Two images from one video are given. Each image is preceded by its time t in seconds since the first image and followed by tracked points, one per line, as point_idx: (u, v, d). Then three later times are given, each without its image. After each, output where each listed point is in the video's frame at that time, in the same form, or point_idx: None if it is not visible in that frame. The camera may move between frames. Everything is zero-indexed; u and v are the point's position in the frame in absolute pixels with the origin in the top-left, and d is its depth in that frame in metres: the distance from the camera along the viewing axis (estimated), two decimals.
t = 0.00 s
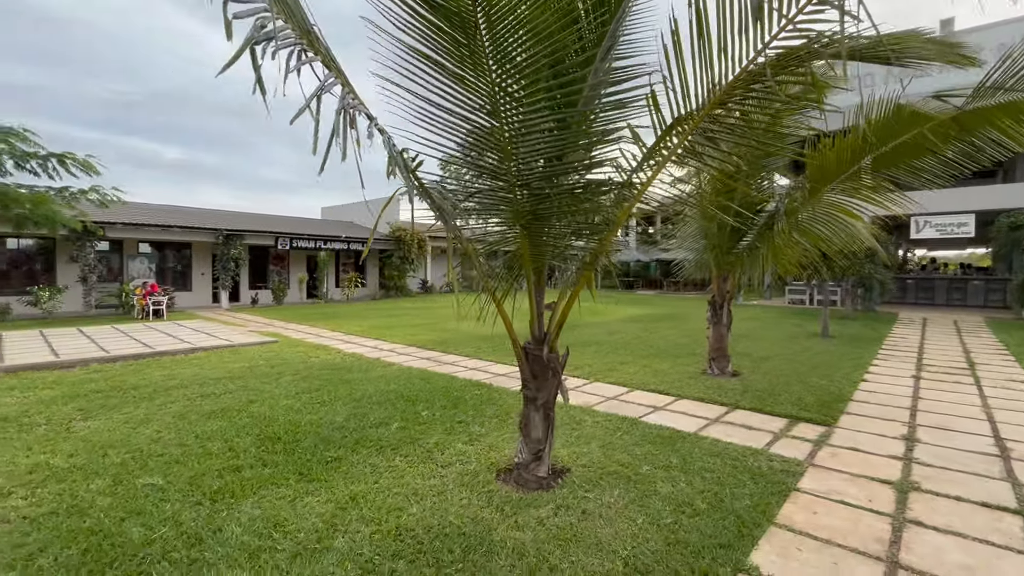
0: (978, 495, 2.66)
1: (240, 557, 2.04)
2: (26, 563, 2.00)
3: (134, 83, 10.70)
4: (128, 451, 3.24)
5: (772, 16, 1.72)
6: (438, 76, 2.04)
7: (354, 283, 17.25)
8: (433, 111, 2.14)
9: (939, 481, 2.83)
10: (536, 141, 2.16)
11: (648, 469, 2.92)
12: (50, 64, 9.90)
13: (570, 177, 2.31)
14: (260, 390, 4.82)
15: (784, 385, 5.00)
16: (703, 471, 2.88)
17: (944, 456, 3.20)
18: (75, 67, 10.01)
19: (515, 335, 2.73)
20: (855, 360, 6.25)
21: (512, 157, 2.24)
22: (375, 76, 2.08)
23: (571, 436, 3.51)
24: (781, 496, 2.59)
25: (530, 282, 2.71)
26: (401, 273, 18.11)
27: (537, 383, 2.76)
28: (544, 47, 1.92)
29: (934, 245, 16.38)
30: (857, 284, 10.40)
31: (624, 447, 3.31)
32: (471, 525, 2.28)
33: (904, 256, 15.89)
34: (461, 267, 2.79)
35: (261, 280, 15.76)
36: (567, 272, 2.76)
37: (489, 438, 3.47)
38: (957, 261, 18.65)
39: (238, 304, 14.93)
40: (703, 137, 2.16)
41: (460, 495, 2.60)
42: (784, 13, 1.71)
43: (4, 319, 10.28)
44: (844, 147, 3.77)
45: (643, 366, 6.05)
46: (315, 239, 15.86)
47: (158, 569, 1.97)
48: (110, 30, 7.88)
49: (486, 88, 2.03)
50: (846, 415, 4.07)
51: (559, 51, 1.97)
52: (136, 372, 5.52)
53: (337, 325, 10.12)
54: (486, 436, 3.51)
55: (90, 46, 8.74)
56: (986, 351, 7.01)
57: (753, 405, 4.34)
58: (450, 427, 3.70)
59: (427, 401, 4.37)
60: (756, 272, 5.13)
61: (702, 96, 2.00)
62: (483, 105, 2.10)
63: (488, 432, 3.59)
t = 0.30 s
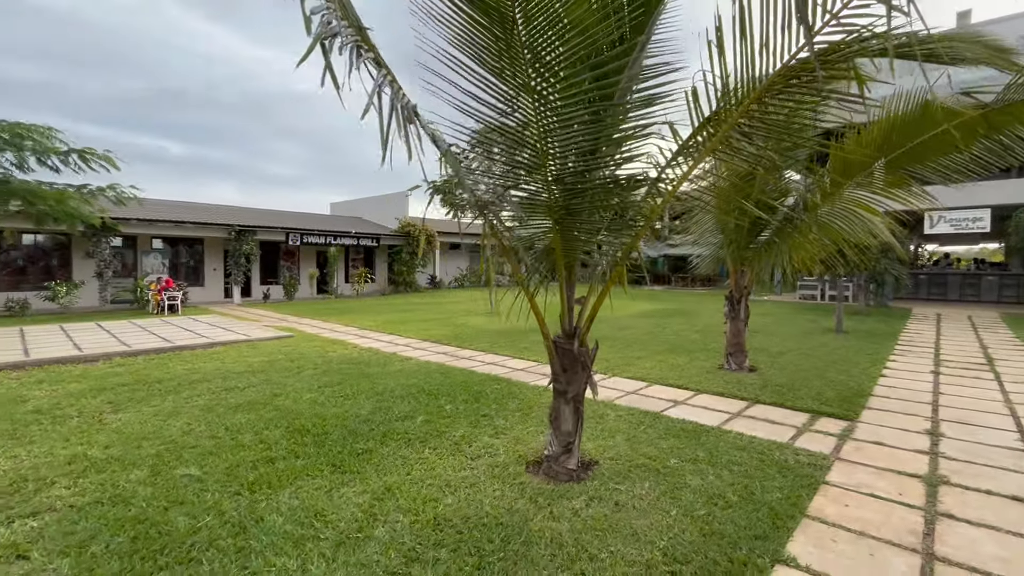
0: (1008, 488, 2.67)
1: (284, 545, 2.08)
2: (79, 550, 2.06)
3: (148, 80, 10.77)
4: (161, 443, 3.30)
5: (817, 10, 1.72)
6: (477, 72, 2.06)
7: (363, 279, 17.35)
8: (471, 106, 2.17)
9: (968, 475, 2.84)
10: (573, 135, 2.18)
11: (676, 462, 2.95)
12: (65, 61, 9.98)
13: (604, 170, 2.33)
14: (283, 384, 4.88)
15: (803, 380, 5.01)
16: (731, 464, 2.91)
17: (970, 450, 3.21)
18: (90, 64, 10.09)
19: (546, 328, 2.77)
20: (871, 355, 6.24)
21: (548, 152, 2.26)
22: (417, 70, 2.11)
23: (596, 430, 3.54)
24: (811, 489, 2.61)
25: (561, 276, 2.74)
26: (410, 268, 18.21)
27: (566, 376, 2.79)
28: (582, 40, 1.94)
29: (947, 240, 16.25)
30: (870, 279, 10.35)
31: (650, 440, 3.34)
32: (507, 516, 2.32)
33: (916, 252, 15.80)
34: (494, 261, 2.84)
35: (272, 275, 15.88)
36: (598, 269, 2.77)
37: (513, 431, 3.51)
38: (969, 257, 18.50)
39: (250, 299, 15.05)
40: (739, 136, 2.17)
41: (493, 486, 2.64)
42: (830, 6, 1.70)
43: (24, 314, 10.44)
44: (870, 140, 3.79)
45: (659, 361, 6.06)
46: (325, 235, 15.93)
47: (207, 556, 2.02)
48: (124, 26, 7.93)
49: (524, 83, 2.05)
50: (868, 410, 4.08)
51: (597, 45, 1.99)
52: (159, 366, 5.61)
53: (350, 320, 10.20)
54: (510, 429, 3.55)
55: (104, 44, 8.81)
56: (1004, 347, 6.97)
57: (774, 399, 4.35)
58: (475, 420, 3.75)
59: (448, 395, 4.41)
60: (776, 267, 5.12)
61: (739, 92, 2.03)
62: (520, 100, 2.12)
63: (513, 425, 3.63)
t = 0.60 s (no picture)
0: (1019, 481, 2.72)
1: (319, 536, 2.16)
2: (122, 541, 2.14)
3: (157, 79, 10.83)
4: (188, 438, 3.38)
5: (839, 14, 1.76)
6: (504, 77, 2.13)
7: (370, 276, 17.44)
8: (498, 110, 2.25)
9: (979, 468, 2.89)
10: (596, 138, 2.24)
11: (692, 456, 3.01)
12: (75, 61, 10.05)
13: (626, 173, 2.38)
14: (300, 381, 4.96)
15: (813, 376, 5.06)
16: (746, 458, 2.97)
17: (981, 445, 3.26)
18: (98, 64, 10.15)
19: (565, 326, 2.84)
20: (880, 351, 6.28)
21: (571, 155, 2.33)
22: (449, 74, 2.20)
23: (611, 425, 3.61)
24: (826, 482, 2.67)
25: (581, 275, 2.81)
26: (416, 265, 18.30)
27: (586, 372, 2.86)
28: (607, 47, 1.99)
29: (954, 236, 16.22)
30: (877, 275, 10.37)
31: (665, 435, 3.41)
32: (532, 508, 2.39)
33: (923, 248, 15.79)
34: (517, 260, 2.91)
35: (279, 273, 15.98)
36: (619, 267, 2.83)
37: (531, 426, 3.58)
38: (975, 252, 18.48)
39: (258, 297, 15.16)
40: (759, 140, 2.23)
41: (515, 479, 2.71)
42: (852, 11, 1.74)
43: (38, 313, 10.58)
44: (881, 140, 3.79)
45: (669, 357, 6.12)
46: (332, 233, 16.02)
47: (246, 546, 2.09)
48: (135, 26, 7.99)
49: (549, 89, 2.11)
50: (878, 405, 4.14)
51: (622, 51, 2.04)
52: (177, 363, 5.70)
53: (360, 317, 10.28)
54: (527, 425, 3.61)
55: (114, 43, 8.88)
56: (1012, 342, 7.00)
57: (786, 395, 4.40)
58: (492, 415, 3.81)
59: (464, 391, 4.49)
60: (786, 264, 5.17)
61: (758, 94, 2.09)
62: (545, 105, 2.18)
63: (530, 420, 3.70)
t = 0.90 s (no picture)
0: None
1: (363, 516, 2.32)
2: (183, 520, 2.32)
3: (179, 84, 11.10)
4: (228, 428, 3.58)
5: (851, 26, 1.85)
6: (533, 87, 2.27)
7: (385, 274, 17.70)
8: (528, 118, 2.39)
9: (992, 457, 2.98)
10: (619, 142, 2.38)
11: (711, 445, 3.13)
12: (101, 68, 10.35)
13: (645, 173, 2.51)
14: (327, 375, 5.16)
15: (828, 370, 5.13)
16: (763, 447, 3.08)
17: (994, 435, 3.34)
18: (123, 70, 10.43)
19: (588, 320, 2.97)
20: (895, 345, 6.33)
21: (594, 159, 2.46)
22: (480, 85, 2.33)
23: (630, 416, 3.74)
24: (840, 469, 2.78)
25: (603, 272, 2.94)
26: (430, 263, 18.52)
27: (608, 365, 2.99)
28: (630, 58, 2.12)
29: (972, 229, 16.05)
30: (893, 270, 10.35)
31: (683, 426, 3.53)
32: (559, 492, 2.53)
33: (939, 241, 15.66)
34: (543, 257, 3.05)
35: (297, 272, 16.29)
36: (640, 265, 2.97)
37: (553, 417, 3.72)
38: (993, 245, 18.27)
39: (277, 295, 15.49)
40: (773, 146, 2.33)
41: (542, 467, 2.86)
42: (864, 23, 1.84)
43: (68, 312, 10.99)
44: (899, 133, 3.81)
45: (685, 352, 6.23)
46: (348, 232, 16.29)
47: (296, 524, 2.27)
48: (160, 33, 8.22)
49: (576, 97, 2.24)
50: (893, 398, 4.22)
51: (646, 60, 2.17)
52: (208, 359, 5.94)
53: (378, 314, 10.51)
54: (550, 416, 3.76)
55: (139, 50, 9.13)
56: None
57: (801, 388, 4.50)
58: (514, 407, 3.96)
59: (486, 384, 4.65)
60: (800, 260, 5.24)
61: (774, 99, 2.19)
62: (572, 110, 2.31)
63: (551, 412, 3.84)
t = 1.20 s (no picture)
0: None
1: (422, 499, 2.48)
2: (260, 498, 2.53)
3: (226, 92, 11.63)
4: (289, 417, 3.83)
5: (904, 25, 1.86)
6: (584, 94, 2.40)
7: (419, 272, 18.07)
8: (577, 122, 2.51)
9: None
10: (665, 143, 2.48)
11: (754, 440, 3.17)
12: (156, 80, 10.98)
13: (690, 174, 2.59)
14: (373, 369, 5.39)
15: (874, 367, 5.04)
16: (809, 442, 3.10)
17: None
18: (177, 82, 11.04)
19: (632, 316, 3.06)
20: (947, 343, 6.12)
21: (641, 159, 2.56)
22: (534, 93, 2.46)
23: (672, 410, 3.80)
24: (889, 465, 2.78)
25: (647, 270, 3.01)
26: (463, 261, 18.80)
27: (651, 359, 3.08)
28: (679, 65, 2.22)
29: None
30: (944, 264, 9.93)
31: (726, 420, 3.57)
32: (607, 480, 2.64)
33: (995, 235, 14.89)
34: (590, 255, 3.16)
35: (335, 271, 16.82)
36: (684, 262, 3.04)
37: (595, 411, 3.82)
38: None
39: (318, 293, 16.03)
40: (823, 143, 2.36)
41: (588, 457, 2.96)
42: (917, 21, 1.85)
43: (129, 310, 11.73)
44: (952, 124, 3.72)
45: (724, 348, 6.20)
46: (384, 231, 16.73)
47: (362, 505, 2.45)
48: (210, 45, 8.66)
49: (626, 102, 2.36)
50: (944, 396, 4.12)
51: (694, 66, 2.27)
52: (262, 354, 6.29)
53: (416, 312, 10.80)
54: (592, 409, 3.86)
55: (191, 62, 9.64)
56: None
57: (846, 385, 4.44)
58: (556, 401, 4.07)
59: (527, 379, 4.78)
60: (844, 255, 5.16)
61: (814, 90, 2.23)
62: (621, 115, 2.44)
63: (593, 406, 3.93)
